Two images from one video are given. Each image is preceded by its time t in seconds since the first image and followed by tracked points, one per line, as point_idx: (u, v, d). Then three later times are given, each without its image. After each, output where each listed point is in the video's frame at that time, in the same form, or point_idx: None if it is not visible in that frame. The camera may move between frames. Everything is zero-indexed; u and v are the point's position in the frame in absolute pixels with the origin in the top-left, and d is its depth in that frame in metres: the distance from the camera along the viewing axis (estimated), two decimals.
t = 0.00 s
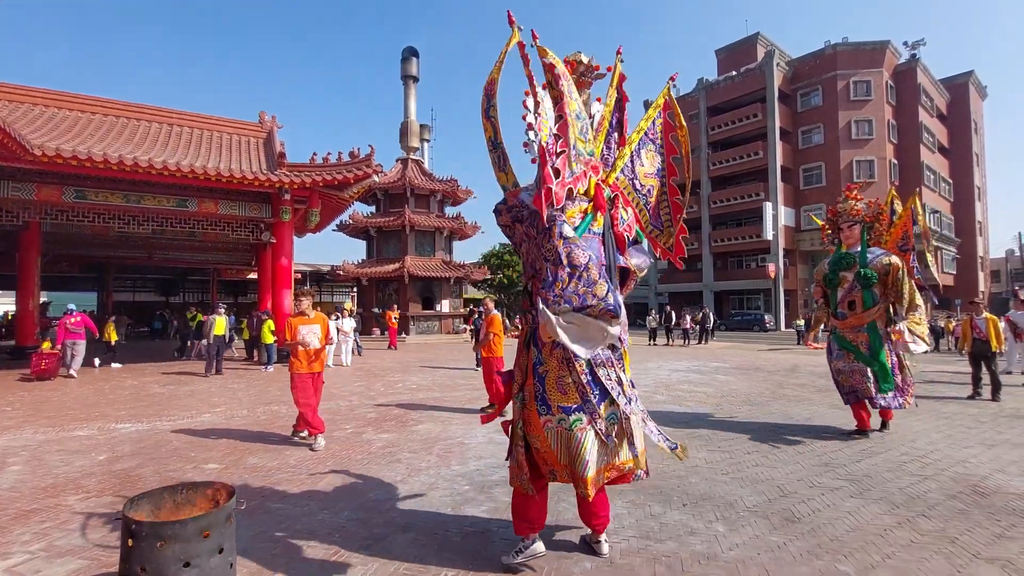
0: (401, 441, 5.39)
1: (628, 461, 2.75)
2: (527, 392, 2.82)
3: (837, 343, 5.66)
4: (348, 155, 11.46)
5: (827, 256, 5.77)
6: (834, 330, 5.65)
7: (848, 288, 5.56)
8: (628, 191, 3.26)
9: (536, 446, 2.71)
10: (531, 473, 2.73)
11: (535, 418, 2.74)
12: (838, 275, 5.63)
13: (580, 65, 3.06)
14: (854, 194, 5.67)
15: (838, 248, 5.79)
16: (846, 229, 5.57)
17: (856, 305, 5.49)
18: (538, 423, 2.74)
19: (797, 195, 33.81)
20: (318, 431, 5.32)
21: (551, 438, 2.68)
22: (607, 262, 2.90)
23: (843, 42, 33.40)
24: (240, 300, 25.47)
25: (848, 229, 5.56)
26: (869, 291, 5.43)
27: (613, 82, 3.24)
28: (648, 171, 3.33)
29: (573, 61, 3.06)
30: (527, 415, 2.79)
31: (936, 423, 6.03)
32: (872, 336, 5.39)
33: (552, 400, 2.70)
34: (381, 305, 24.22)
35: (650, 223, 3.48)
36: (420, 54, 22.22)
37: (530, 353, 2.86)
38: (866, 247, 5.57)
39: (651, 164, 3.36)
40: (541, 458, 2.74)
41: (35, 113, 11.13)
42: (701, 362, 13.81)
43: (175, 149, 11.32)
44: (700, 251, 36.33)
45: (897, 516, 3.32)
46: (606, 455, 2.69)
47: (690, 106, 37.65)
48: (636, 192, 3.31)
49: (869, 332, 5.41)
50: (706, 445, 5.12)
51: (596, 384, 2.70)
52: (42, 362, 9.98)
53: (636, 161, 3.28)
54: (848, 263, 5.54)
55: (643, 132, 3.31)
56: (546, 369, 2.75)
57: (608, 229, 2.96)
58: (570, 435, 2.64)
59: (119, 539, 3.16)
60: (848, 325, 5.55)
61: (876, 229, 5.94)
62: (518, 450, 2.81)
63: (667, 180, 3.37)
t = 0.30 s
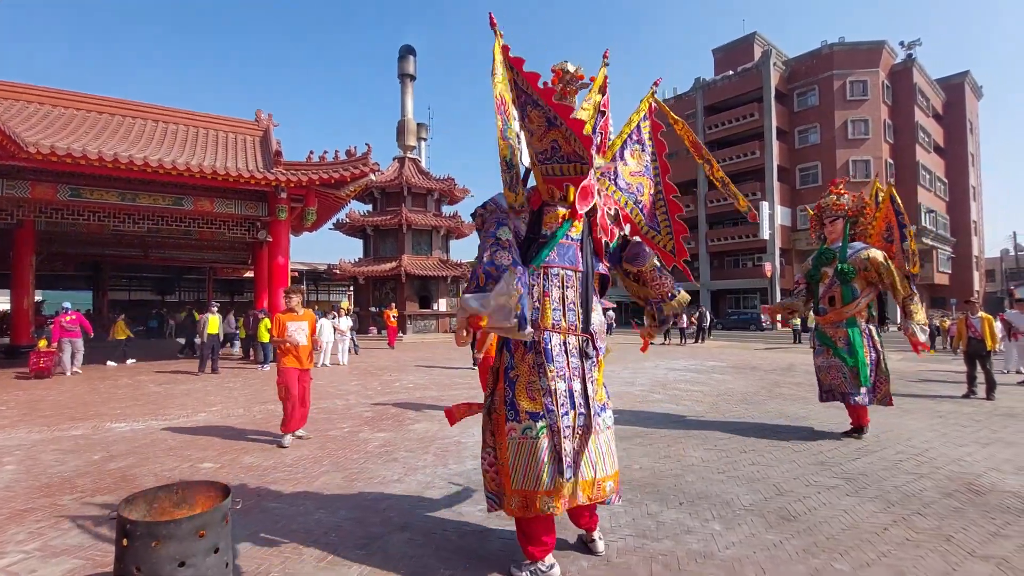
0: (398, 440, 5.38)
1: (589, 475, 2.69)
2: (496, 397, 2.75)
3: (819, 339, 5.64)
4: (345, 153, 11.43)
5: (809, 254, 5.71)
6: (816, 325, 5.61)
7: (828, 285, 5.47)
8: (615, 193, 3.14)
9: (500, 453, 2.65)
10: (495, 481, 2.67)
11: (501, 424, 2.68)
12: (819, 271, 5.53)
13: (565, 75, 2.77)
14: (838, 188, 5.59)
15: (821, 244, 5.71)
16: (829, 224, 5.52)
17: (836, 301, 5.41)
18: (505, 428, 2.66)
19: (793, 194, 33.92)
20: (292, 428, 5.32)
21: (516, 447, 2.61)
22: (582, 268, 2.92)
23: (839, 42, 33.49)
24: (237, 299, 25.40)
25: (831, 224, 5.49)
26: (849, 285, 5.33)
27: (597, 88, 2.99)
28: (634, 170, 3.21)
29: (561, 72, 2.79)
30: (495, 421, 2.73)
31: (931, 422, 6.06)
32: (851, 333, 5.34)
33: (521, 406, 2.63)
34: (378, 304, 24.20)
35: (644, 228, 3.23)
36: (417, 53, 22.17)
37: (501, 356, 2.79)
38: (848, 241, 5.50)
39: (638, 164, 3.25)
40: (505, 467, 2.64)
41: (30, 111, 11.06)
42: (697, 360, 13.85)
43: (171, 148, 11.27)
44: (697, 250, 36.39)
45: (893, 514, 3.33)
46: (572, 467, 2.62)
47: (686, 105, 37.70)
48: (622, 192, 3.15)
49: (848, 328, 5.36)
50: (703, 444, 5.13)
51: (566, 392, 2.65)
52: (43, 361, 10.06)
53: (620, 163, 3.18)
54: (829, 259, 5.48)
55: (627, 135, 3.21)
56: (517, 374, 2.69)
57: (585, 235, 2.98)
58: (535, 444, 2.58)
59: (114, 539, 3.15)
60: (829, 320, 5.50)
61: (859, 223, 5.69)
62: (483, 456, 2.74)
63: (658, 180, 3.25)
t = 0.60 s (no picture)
0: (387, 440, 5.35)
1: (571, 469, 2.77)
2: (485, 392, 2.72)
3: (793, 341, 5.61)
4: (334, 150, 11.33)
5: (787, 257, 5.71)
6: (789, 326, 5.61)
7: (802, 286, 5.51)
8: (594, 191, 3.04)
9: (493, 447, 2.61)
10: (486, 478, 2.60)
11: (492, 418, 2.66)
12: (794, 272, 5.59)
13: (551, 72, 2.93)
14: (817, 190, 5.59)
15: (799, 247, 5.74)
16: (805, 225, 5.60)
17: (809, 302, 5.44)
18: (497, 423, 2.65)
19: (781, 194, 34.26)
20: (249, 427, 5.35)
21: (510, 439, 2.59)
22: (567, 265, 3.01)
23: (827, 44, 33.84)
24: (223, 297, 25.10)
25: (807, 226, 5.57)
26: (821, 286, 5.36)
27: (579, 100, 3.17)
28: (613, 169, 3.12)
29: (541, 65, 2.90)
30: (484, 415, 2.69)
31: (914, 419, 6.15)
32: (824, 334, 5.32)
33: (516, 398, 2.65)
34: (367, 303, 24.08)
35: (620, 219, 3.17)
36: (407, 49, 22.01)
37: (491, 350, 2.77)
38: (823, 244, 5.50)
39: (617, 163, 3.13)
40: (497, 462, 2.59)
41: (10, 105, 10.82)
42: (685, 359, 13.96)
43: (156, 143, 11.10)
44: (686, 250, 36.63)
45: (877, 510, 3.38)
46: (561, 458, 2.70)
47: (676, 105, 37.88)
48: (603, 192, 3.06)
49: (821, 330, 5.34)
50: (690, 442, 5.17)
51: (558, 386, 2.72)
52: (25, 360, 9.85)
53: (599, 162, 3.08)
54: (804, 261, 5.51)
55: (604, 134, 3.11)
56: (511, 366, 2.70)
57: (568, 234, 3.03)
58: (531, 437, 2.60)
59: (96, 540, 3.10)
60: (802, 321, 5.49)
61: (836, 226, 5.56)
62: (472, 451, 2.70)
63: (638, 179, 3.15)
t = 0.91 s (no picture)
0: (371, 439, 5.31)
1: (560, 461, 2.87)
2: (474, 399, 2.72)
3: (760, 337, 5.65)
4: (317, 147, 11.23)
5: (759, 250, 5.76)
6: (758, 322, 5.62)
7: (774, 281, 5.53)
8: (552, 193, 3.40)
9: (489, 451, 2.64)
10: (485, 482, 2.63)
11: (485, 424, 2.68)
12: (766, 268, 5.59)
13: (508, 79, 3.08)
14: (792, 187, 5.65)
15: (770, 241, 5.75)
16: (779, 221, 5.58)
17: (780, 298, 5.46)
18: (491, 428, 2.66)
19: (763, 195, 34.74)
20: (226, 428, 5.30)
21: (505, 443, 2.62)
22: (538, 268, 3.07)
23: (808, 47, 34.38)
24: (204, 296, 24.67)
25: (780, 221, 5.55)
26: (794, 283, 5.38)
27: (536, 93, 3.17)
28: (570, 171, 3.44)
29: (498, 73, 3.07)
30: (476, 422, 2.71)
31: (891, 416, 6.28)
32: (794, 332, 5.32)
33: (505, 403, 2.67)
34: (352, 301, 23.88)
35: (577, 218, 3.50)
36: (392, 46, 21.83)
37: (477, 358, 2.76)
38: (796, 240, 5.55)
39: (572, 164, 3.45)
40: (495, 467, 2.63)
41: None
42: (669, 357, 14.09)
43: (134, 138, 10.87)
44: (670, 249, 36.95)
45: (854, 505, 3.45)
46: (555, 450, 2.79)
47: (661, 105, 38.16)
48: (560, 193, 3.42)
49: (791, 328, 5.34)
50: (674, 439, 5.22)
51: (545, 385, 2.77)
52: None
53: (556, 164, 3.39)
54: (776, 256, 5.56)
55: (558, 135, 3.40)
56: (498, 371, 2.71)
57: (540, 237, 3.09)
58: (528, 436, 2.64)
59: (71, 544, 3.03)
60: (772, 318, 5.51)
61: (811, 223, 5.69)
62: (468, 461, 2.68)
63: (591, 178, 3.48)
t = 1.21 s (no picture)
0: (350, 440, 5.25)
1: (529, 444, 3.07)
2: (444, 388, 2.92)
3: (733, 335, 5.58)
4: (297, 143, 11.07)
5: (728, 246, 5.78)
6: (732, 321, 5.59)
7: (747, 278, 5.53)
8: (526, 201, 3.40)
9: (455, 434, 2.84)
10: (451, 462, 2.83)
11: (451, 411, 2.88)
12: (738, 264, 5.65)
13: (484, 80, 3.19)
14: (758, 183, 5.61)
15: (739, 238, 5.78)
16: (748, 218, 5.55)
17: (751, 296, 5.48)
18: (457, 414, 2.86)
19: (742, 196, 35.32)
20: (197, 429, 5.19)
21: (470, 427, 2.83)
22: (510, 267, 3.23)
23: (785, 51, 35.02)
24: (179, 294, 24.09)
25: (750, 218, 5.54)
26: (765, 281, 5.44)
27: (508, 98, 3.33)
28: (545, 181, 3.47)
29: (476, 73, 3.17)
30: (444, 409, 2.92)
31: (863, 412, 6.44)
32: (767, 328, 5.33)
33: (471, 392, 2.86)
34: (332, 300, 23.61)
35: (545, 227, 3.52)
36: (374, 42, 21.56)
37: (445, 351, 2.96)
38: (765, 237, 5.60)
39: (547, 175, 3.51)
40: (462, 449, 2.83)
41: None
42: (649, 356, 14.23)
43: (106, 132, 10.56)
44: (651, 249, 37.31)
45: (827, 499, 3.53)
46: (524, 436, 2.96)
47: (642, 106, 38.49)
48: (534, 202, 3.42)
49: (764, 324, 5.34)
50: (653, 437, 5.27)
51: (508, 376, 2.98)
52: None
53: (533, 173, 3.41)
54: (748, 253, 5.58)
55: (536, 147, 3.44)
56: (465, 364, 2.91)
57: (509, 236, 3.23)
58: (492, 422, 2.83)
59: (36, 550, 2.93)
60: (745, 316, 5.49)
61: (777, 220, 5.79)
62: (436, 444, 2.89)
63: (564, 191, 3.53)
